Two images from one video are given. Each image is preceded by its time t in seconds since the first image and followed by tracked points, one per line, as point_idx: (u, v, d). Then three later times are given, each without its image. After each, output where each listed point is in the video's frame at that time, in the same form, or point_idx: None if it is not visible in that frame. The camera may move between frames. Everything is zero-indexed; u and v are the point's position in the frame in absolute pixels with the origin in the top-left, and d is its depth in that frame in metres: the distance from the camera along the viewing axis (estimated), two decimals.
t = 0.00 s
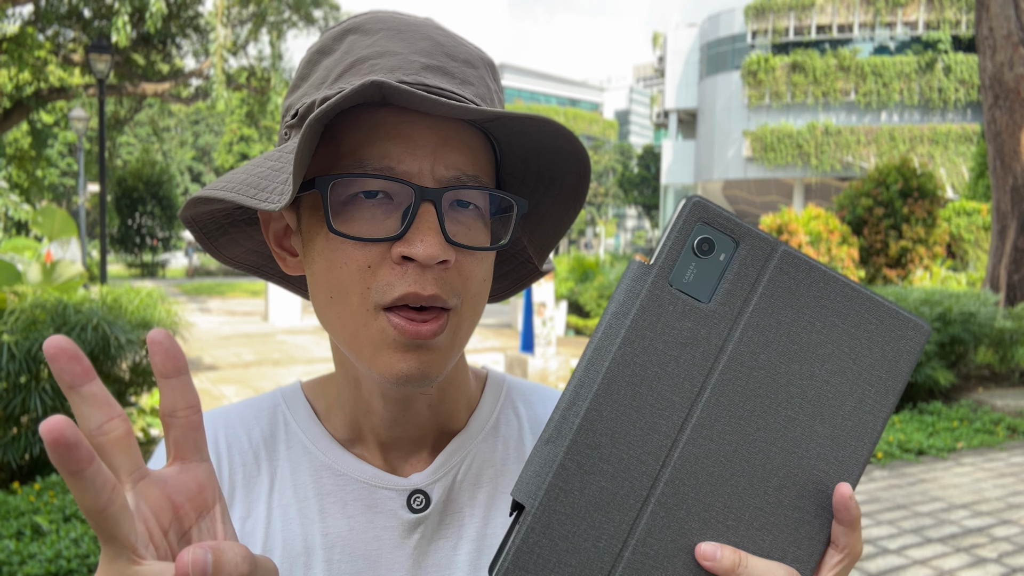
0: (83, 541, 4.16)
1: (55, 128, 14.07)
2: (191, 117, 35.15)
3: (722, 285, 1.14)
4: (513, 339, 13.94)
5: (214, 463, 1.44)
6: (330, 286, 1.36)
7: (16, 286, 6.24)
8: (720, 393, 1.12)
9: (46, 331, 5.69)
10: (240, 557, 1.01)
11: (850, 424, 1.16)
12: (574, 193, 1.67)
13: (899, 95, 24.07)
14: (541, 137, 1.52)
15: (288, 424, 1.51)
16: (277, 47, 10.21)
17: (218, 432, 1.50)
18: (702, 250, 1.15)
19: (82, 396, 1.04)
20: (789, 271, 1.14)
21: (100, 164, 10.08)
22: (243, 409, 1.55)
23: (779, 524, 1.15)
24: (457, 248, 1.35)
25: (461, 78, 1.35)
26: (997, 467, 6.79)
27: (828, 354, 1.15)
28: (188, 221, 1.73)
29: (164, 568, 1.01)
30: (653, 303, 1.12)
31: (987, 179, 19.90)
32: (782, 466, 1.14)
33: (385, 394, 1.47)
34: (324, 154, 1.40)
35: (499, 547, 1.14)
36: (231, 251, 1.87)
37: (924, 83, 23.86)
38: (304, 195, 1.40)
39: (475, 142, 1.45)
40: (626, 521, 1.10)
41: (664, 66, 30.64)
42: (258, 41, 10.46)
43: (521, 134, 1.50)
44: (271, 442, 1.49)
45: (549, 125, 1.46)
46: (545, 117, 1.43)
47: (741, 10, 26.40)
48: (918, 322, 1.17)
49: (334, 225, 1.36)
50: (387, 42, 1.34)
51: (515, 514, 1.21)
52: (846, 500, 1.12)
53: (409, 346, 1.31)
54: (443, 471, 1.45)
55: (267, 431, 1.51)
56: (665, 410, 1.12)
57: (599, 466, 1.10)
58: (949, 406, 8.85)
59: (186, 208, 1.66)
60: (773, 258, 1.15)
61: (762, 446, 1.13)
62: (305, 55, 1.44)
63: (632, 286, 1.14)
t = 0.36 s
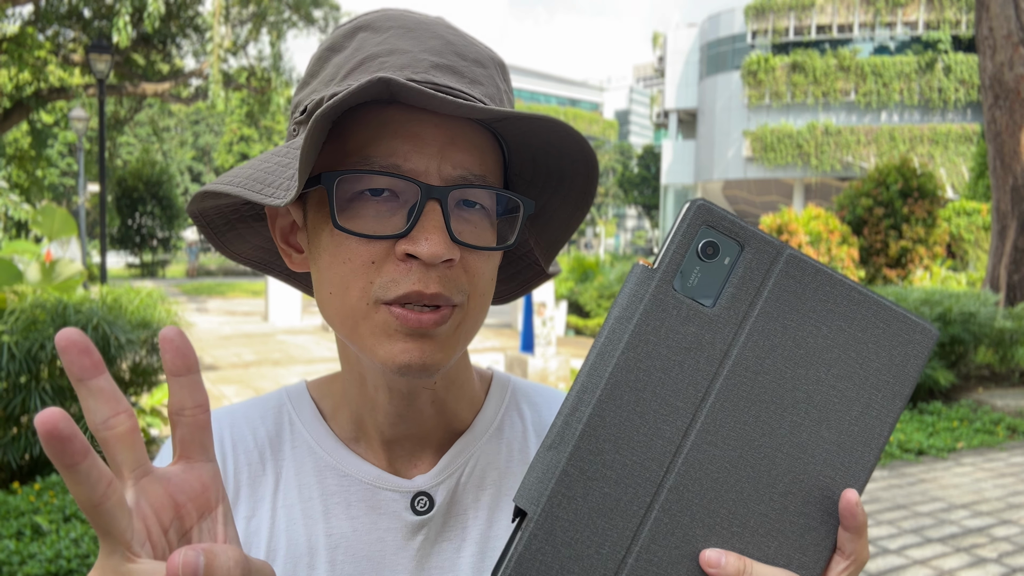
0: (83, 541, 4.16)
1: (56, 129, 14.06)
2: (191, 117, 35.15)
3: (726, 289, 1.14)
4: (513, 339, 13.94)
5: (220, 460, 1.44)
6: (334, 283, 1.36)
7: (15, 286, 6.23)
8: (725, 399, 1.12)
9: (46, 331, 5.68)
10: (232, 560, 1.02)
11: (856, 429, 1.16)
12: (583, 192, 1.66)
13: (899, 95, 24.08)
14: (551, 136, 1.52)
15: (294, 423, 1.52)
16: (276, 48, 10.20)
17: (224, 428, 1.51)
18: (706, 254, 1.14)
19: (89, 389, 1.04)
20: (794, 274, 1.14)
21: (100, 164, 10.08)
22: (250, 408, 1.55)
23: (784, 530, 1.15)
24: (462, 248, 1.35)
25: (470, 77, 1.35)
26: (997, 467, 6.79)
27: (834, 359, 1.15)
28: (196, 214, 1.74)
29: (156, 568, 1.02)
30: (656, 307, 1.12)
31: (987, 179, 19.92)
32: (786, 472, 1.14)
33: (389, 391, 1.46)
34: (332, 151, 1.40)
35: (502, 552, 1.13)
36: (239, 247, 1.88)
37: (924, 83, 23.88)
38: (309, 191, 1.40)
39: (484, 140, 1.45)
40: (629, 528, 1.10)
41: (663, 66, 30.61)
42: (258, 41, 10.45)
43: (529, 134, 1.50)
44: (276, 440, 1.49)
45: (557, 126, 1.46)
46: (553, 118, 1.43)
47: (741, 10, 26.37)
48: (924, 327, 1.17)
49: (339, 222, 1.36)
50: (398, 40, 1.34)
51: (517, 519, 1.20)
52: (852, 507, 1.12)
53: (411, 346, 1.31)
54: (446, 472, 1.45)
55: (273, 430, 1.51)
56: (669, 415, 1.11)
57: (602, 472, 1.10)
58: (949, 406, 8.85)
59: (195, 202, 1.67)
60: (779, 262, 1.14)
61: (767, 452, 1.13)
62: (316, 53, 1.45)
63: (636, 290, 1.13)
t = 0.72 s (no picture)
0: (83, 541, 4.16)
1: (55, 128, 14.04)
2: (191, 117, 35.13)
3: (737, 290, 1.14)
4: (513, 338, 13.94)
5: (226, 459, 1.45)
6: (337, 282, 1.36)
7: (16, 286, 6.23)
8: (735, 400, 1.12)
9: (46, 331, 5.68)
10: (224, 564, 1.02)
11: (866, 433, 1.15)
12: (587, 194, 1.65)
13: (899, 95, 24.10)
14: (554, 137, 1.51)
15: (300, 423, 1.52)
16: (276, 47, 10.18)
17: (231, 427, 1.51)
18: (718, 255, 1.14)
19: (110, 383, 1.06)
20: (806, 276, 1.13)
21: (100, 164, 10.07)
22: (256, 406, 1.55)
23: (792, 534, 1.15)
24: (465, 249, 1.35)
25: (474, 78, 1.35)
26: (997, 467, 6.79)
27: (844, 362, 1.14)
28: (203, 214, 1.75)
29: (152, 567, 1.02)
30: (667, 308, 1.12)
31: (987, 179, 19.92)
32: (795, 474, 1.14)
33: (392, 390, 1.46)
34: (336, 151, 1.41)
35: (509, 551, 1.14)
36: (246, 246, 1.88)
37: (924, 83, 23.91)
38: (313, 191, 1.40)
39: (487, 141, 1.44)
40: (637, 528, 1.10)
41: (663, 65, 30.59)
42: (258, 41, 10.44)
43: (533, 134, 1.49)
44: (282, 440, 1.50)
45: (561, 127, 1.45)
46: (556, 117, 1.42)
47: (741, 10, 26.32)
48: (936, 332, 1.16)
49: (341, 222, 1.37)
50: (402, 41, 1.34)
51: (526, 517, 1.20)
52: (861, 511, 1.12)
53: (413, 347, 1.30)
54: (451, 473, 1.45)
55: (279, 430, 1.51)
56: (679, 417, 1.11)
57: (611, 472, 1.10)
58: (949, 406, 8.86)
59: (200, 201, 1.68)
60: (790, 265, 1.14)
61: (776, 455, 1.13)
62: (322, 54, 1.45)
63: (647, 290, 1.13)
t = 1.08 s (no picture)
0: (83, 541, 4.16)
1: (56, 129, 14.05)
2: (191, 117, 35.14)
3: (743, 294, 1.13)
4: (513, 339, 13.94)
5: (232, 457, 1.45)
6: (339, 282, 1.36)
7: (16, 286, 6.23)
8: (738, 404, 1.12)
9: (46, 332, 5.68)
10: (216, 559, 1.02)
11: (870, 437, 1.15)
12: (590, 197, 1.64)
13: (899, 95, 24.12)
14: (558, 142, 1.50)
15: (306, 421, 1.51)
16: (276, 47, 10.18)
17: (237, 425, 1.52)
18: (723, 260, 1.14)
19: (114, 374, 1.08)
20: (811, 281, 1.13)
21: (100, 164, 10.08)
22: (262, 405, 1.55)
23: (794, 537, 1.14)
24: (465, 249, 1.34)
25: (479, 81, 1.34)
26: (997, 467, 6.79)
27: (849, 367, 1.14)
28: (212, 212, 1.75)
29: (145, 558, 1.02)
30: (672, 311, 1.12)
31: (987, 179, 19.93)
32: (798, 478, 1.14)
33: (395, 390, 1.45)
34: (340, 152, 1.41)
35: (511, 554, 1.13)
36: (256, 243, 1.89)
37: (924, 83, 23.94)
38: (317, 190, 1.41)
39: (489, 144, 1.44)
40: (640, 532, 1.10)
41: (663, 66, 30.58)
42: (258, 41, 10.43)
43: (536, 138, 1.49)
44: (288, 438, 1.50)
45: (562, 131, 1.45)
46: (559, 122, 1.42)
47: (741, 10, 26.23)
48: (942, 337, 1.16)
49: (343, 221, 1.37)
50: (407, 43, 1.34)
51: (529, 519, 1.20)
52: (864, 515, 1.12)
53: (411, 348, 1.31)
54: (455, 472, 1.45)
55: (285, 428, 1.51)
56: (683, 420, 1.11)
57: (614, 474, 1.10)
58: (949, 406, 8.86)
59: (208, 199, 1.69)
60: (795, 270, 1.14)
61: (780, 459, 1.13)
62: (330, 55, 1.45)
63: (652, 294, 1.13)
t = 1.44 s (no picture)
0: (83, 541, 4.16)
1: (56, 129, 14.05)
2: (191, 118, 35.16)
3: (747, 300, 1.13)
4: (513, 339, 13.94)
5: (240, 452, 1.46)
6: (334, 279, 1.37)
7: (16, 286, 6.23)
8: (741, 409, 1.11)
9: (46, 331, 5.68)
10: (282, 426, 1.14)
11: (874, 445, 1.13)
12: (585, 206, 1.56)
13: (899, 95, 24.11)
14: (552, 153, 1.44)
15: (314, 420, 1.52)
16: (277, 47, 10.17)
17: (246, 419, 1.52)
18: (729, 264, 1.13)
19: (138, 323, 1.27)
20: (817, 288, 1.12)
21: (100, 164, 10.08)
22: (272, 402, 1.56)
23: (796, 543, 1.13)
24: (454, 251, 1.33)
25: (475, 80, 1.33)
26: (997, 467, 6.79)
27: (854, 374, 1.12)
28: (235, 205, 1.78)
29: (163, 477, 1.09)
30: (675, 316, 1.11)
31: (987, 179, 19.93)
32: (801, 486, 1.12)
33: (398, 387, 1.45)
34: (338, 152, 1.43)
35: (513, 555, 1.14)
36: (281, 238, 1.90)
37: (924, 83, 23.96)
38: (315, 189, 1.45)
39: (485, 146, 1.40)
40: (641, 535, 1.10)
41: (663, 66, 30.57)
42: (258, 41, 10.42)
43: (530, 143, 1.43)
44: (296, 434, 1.50)
45: (551, 138, 1.39)
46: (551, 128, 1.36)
47: (741, 10, 26.15)
48: (948, 345, 1.14)
49: (337, 221, 1.39)
50: (403, 44, 1.34)
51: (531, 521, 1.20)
52: (867, 523, 1.10)
53: (392, 349, 1.30)
54: (460, 470, 1.45)
55: (294, 424, 1.51)
56: (686, 424, 1.11)
57: (616, 478, 1.10)
58: (949, 406, 8.86)
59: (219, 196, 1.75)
60: (801, 276, 1.13)
61: (783, 465, 1.12)
62: (341, 56, 1.47)
63: (656, 298, 1.12)
